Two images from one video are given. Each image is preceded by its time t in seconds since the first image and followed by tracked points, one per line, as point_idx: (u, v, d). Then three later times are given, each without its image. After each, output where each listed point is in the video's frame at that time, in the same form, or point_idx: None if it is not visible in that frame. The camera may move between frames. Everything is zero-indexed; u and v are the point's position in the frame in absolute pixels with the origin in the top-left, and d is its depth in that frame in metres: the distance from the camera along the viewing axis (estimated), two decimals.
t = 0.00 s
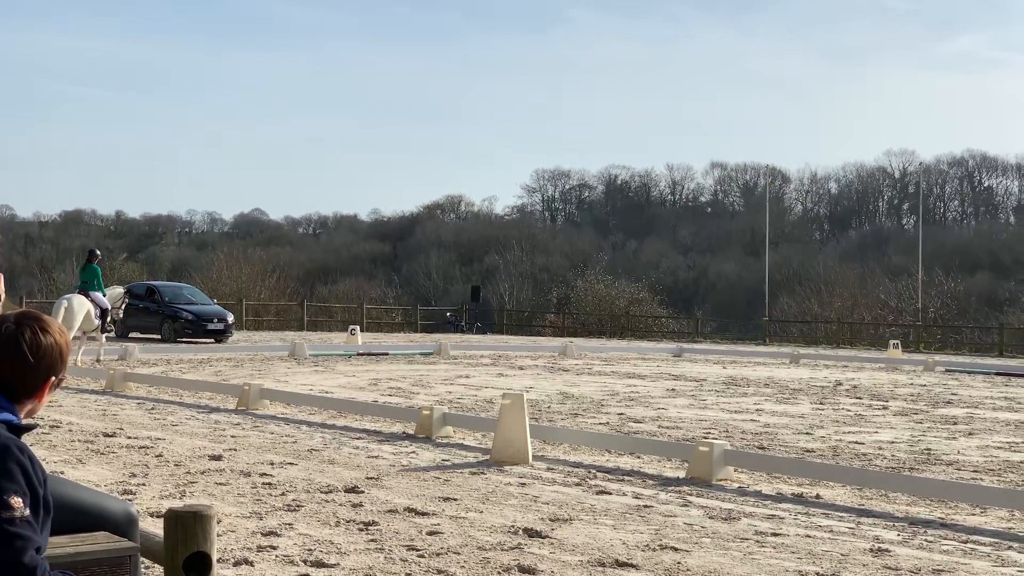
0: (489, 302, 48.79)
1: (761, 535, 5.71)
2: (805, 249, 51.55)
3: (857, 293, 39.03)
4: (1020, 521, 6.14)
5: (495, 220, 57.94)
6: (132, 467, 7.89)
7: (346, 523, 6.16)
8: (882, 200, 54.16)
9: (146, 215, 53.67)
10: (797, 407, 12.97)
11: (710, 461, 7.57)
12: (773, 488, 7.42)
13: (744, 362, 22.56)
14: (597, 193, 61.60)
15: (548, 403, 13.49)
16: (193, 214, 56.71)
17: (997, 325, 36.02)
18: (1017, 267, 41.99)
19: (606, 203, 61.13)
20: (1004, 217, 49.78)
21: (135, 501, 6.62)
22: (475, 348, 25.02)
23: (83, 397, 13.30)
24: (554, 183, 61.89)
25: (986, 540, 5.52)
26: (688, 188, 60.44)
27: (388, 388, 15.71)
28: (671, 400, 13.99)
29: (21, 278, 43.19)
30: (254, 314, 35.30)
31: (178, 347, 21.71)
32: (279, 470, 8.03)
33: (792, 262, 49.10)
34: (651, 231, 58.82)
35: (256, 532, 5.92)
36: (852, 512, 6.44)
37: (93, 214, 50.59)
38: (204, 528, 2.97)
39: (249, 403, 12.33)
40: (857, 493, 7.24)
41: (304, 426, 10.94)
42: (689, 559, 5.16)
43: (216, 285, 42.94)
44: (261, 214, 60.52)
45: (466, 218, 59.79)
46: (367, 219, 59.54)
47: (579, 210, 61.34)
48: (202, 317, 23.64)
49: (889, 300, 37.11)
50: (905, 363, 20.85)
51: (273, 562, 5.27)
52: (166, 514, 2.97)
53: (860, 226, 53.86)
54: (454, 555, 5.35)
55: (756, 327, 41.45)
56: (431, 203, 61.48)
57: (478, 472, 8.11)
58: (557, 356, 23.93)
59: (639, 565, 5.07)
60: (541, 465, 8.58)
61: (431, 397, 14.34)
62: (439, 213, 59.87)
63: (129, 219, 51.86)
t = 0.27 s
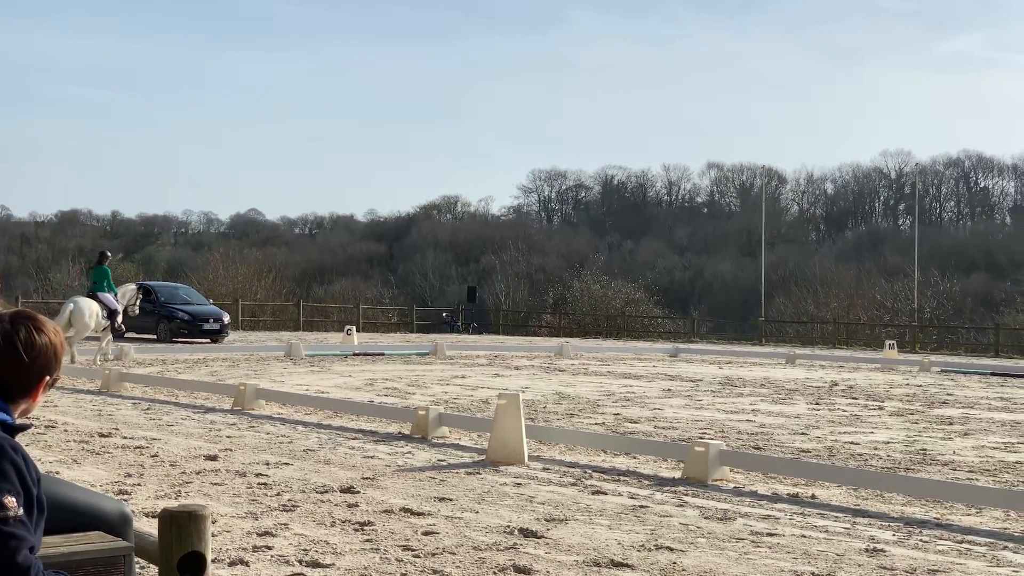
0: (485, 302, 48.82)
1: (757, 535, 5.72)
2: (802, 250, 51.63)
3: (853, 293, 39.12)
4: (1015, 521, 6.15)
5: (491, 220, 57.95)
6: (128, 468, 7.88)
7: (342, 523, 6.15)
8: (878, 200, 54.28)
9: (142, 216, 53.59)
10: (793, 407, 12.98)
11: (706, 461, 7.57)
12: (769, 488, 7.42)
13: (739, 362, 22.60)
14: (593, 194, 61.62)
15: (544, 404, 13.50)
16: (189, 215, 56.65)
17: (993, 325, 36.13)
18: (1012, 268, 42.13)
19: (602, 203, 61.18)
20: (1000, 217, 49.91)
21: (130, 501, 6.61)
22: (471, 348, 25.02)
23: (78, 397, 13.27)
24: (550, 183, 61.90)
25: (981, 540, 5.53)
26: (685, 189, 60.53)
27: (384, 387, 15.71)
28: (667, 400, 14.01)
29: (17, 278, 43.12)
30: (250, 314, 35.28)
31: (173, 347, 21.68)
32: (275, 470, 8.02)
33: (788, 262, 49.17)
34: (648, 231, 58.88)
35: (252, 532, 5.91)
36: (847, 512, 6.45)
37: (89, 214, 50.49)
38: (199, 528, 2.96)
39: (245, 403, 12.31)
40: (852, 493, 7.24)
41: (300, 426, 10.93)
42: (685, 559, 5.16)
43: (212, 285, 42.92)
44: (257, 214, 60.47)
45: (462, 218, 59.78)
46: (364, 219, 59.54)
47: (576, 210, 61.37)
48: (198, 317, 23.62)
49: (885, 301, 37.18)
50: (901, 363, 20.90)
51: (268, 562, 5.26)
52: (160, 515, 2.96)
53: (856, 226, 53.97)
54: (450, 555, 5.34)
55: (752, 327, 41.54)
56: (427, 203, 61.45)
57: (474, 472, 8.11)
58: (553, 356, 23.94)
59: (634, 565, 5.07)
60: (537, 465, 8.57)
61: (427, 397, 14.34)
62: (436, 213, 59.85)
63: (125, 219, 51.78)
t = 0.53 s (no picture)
0: (483, 303, 48.86)
1: (754, 535, 5.72)
2: (799, 250, 51.69)
3: (851, 293, 39.19)
4: (1012, 521, 6.16)
5: (489, 220, 57.98)
6: (126, 468, 7.87)
7: (339, 524, 6.15)
8: (875, 200, 54.39)
9: (139, 216, 53.56)
10: (790, 407, 13.01)
11: (704, 461, 7.57)
12: (766, 488, 7.42)
13: (736, 363, 22.63)
14: (591, 194, 61.65)
15: (542, 404, 13.52)
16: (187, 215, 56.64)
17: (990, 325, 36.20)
18: (1009, 268, 42.23)
19: (600, 204, 61.23)
20: (997, 217, 50.00)
21: (127, 501, 6.60)
22: (469, 348, 25.04)
23: (75, 397, 13.26)
24: (548, 184, 61.91)
25: (978, 540, 5.54)
26: (682, 189, 60.60)
27: (382, 388, 15.72)
28: (665, 400, 14.03)
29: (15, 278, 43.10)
30: (248, 314, 35.30)
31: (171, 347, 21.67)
32: (272, 470, 8.02)
33: (786, 262, 49.21)
34: (645, 231, 58.93)
35: (249, 532, 5.90)
36: (844, 512, 6.46)
37: (87, 214, 50.47)
38: (196, 529, 2.96)
39: (242, 403, 12.31)
40: (849, 493, 7.25)
41: (298, 426, 10.93)
42: (682, 559, 5.16)
43: (210, 285, 42.93)
44: (255, 214, 60.47)
45: (460, 218, 59.80)
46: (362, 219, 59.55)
47: (574, 210, 61.41)
48: (195, 317, 23.61)
49: (882, 301, 37.23)
50: (898, 363, 20.94)
51: (265, 562, 5.26)
52: (158, 515, 2.95)
53: (853, 226, 54.06)
54: (447, 555, 5.34)
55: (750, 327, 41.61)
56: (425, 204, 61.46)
57: (471, 473, 8.11)
58: (551, 356, 23.97)
59: (632, 565, 5.07)
60: (535, 465, 8.58)
61: (424, 397, 14.36)
62: (433, 213, 59.86)
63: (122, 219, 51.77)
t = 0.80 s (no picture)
0: (481, 303, 48.90)
1: (752, 535, 5.73)
2: (797, 250, 51.77)
3: (849, 294, 39.26)
4: (1010, 521, 6.18)
5: (487, 221, 57.97)
6: (124, 468, 7.88)
7: (337, 524, 6.16)
8: (873, 201, 54.50)
9: (137, 216, 53.49)
10: (788, 407, 13.06)
11: (702, 462, 7.58)
12: (763, 488, 7.44)
13: (733, 363, 22.72)
14: (589, 195, 61.70)
15: (540, 404, 13.56)
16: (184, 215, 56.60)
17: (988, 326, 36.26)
18: (1007, 268, 42.29)
19: (598, 204, 61.29)
20: (995, 217, 50.07)
21: (126, 501, 6.61)
22: (467, 349, 25.09)
23: (73, 397, 13.28)
24: (546, 184, 61.95)
25: (976, 540, 5.55)
26: (680, 189, 60.65)
27: (380, 388, 15.75)
28: (662, 401, 14.08)
29: (13, 279, 43.08)
30: (246, 314, 35.31)
31: (169, 348, 21.69)
32: (271, 470, 8.03)
33: (783, 262, 49.30)
34: (643, 232, 58.97)
35: (247, 532, 5.91)
36: (842, 512, 6.47)
37: (85, 215, 50.43)
38: (193, 530, 2.95)
39: (239, 404, 12.31)
40: (847, 493, 7.27)
41: (296, 426, 10.96)
42: (680, 559, 5.17)
43: (208, 285, 42.94)
44: (253, 214, 60.46)
45: (458, 218, 59.83)
46: (360, 220, 59.54)
47: (572, 210, 61.43)
48: (192, 317, 23.62)
49: (880, 302, 37.30)
50: (896, 363, 21.01)
51: (264, 562, 5.26)
52: (155, 516, 2.95)
53: (851, 226, 54.12)
54: (445, 555, 5.35)
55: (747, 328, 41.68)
56: (423, 204, 61.46)
57: (469, 473, 8.12)
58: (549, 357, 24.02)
59: (630, 565, 5.07)
60: (533, 465, 8.59)
61: (422, 397, 14.39)
62: (431, 214, 59.85)
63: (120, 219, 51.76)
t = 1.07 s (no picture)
0: (476, 303, 48.93)
1: (747, 535, 5.73)
2: (793, 250, 51.81)
3: (844, 294, 39.34)
4: (1005, 521, 6.19)
5: (483, 221, 57.91)
6: (119, 468, 7.86)
7: (332, 523, 6.15)
8: (869, 201, 54.56)
9: (133, 216, 53.30)
10: (783, 407, 13.07)
11: (697, 462, 7.58)
12: (758, 488, 7.44)
13: (729, 363, 22.74)
14: (585, 195, 61.71)
15: (535, 404, 13.56)
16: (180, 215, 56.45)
17: (983, 326, 36.35)
18: (1003, 268, 42.39)
19: (594, 204, 61.29)
20: (990, 217, 50.14)
21: (121, 501, 6.59)
22: (463, 349, 25.08)
23: (68, 397, 13.25)
24: (542, 184, 61.93)
25: (971, 540, 5.56)
26: (676, 189, 60.69)
27: (375, 388, 15.74)
28: (658, 401, 14.08)
29: (8, 279, 42.97)
30: (241, 314, 35.25)
31: (164, 347, 21.65)
32: (266, 470, 8.02)
33: (779, 263, 49.34)
34: (639, 232, 59.02)
35: (242, 532, 5.90)
36: (837, 513, 6.47)
37: (80, 214, 50.27)
38: (187, 528, 2.94)
39: (234, 404, 12.28)
40: (842, 493, 7.27)
41: (291, 426, 10.94)
42: (675, 559, 5.17)
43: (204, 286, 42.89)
44: (249, 214, 60.35)
45: (454, 218, 59.78)
46: (356, 220, 59.47)
47: (568, 210, 61.45)
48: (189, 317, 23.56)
49: (875, 301, 37.34)
50: (891, 363, 21.06)
51: (258, 562, 5.25)
52: (149, 513, 2.94)
53: (847, 227, 54.18)
54: (440, 555, 5.34)
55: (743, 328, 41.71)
56: (419, 204, 61.40)
57: (464, 473, 8.11)
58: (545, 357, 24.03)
59: (625, 565, 5.07)
60: (528, 465, 8.59)
61: (418, 397, 14.39)
62: (427, 214, 59.78)
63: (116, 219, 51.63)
